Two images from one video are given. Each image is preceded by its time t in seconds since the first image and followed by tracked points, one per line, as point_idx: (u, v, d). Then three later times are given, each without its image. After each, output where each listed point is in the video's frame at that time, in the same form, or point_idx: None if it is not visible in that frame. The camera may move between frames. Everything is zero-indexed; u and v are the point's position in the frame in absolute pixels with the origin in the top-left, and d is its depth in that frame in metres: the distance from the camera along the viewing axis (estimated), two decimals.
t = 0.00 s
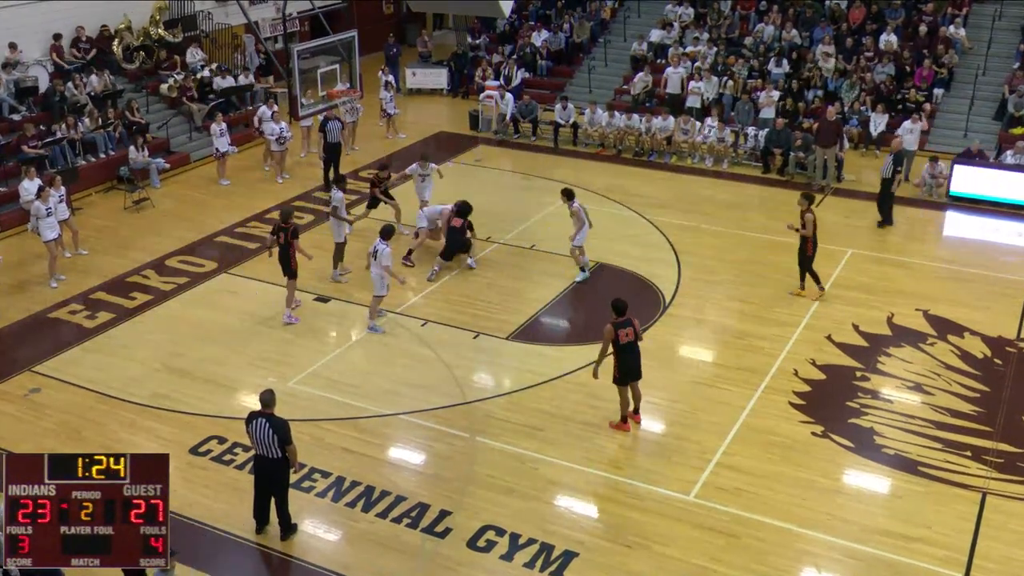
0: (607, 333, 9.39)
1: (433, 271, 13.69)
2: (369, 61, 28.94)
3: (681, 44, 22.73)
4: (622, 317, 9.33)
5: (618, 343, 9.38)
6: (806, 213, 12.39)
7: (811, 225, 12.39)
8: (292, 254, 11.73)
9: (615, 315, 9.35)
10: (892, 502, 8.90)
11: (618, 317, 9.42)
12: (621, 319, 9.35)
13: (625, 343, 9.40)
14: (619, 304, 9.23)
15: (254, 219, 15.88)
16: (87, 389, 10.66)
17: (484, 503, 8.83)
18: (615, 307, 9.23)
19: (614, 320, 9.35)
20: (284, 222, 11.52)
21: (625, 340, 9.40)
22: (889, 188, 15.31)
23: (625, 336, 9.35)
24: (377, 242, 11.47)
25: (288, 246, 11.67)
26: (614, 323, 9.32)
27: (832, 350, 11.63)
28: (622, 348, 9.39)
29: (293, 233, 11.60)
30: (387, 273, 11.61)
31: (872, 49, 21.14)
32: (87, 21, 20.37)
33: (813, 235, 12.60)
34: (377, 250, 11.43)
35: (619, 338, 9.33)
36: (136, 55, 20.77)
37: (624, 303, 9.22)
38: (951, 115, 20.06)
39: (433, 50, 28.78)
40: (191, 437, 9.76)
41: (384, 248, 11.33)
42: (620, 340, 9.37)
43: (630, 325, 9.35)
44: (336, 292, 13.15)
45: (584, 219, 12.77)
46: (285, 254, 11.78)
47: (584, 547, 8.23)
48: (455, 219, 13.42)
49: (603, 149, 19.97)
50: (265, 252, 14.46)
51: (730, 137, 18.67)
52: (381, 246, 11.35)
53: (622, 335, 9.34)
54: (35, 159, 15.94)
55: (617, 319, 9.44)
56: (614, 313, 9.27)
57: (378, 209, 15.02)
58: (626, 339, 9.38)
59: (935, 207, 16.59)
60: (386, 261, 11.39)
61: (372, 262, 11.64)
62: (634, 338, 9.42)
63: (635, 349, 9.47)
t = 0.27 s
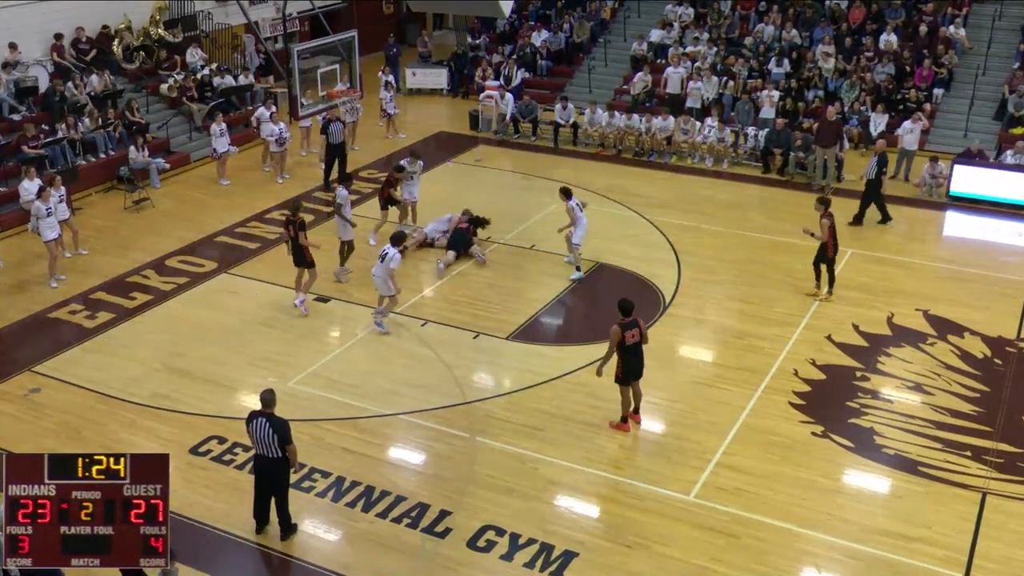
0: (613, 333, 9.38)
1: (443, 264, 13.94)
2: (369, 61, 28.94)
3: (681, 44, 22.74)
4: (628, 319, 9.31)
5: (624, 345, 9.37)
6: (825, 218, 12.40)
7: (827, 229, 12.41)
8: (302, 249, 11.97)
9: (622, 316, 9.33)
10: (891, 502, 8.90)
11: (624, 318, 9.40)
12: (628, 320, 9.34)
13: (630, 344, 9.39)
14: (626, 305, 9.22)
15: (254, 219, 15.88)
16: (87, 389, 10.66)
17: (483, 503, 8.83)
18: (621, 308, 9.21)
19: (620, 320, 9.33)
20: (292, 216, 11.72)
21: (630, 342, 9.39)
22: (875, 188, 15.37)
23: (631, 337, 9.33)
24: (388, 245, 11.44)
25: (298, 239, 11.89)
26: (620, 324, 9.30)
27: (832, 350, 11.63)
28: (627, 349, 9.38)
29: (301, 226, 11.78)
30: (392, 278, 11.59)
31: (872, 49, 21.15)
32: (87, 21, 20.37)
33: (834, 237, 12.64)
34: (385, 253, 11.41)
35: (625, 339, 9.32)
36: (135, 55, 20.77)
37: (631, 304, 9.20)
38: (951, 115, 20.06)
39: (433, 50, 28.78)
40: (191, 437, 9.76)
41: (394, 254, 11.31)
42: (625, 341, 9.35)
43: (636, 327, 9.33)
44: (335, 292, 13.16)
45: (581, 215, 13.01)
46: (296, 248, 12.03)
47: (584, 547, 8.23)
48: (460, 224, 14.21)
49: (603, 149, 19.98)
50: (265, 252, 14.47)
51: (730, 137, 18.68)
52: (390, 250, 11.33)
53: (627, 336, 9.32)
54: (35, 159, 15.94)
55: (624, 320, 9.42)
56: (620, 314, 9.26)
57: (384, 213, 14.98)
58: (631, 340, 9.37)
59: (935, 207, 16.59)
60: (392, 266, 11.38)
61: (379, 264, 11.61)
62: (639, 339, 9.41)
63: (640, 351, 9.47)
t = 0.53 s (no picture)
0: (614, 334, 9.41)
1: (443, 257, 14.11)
2: (369, 62, 28.94)
3: (681, 44, 22.74)
4: (629, 320, 9.35)
5: (625, 346, 9.39)
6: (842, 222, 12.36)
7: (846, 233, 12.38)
8: (314, 245, 12.05)
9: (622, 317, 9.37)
10: (891, 501, 8.90)
11: (625, 320, 9.42)
12: (629, 321, 9.37)
13: (632, 345, 9.40)
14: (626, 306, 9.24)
15: (254, 219, 15.88)
16: (87, 389, 10.66)
17: (483, 503, 8.82)
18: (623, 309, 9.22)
19: (621, 321, 9.36)
20: (303, 212, 11.84)
21: (632, 343, 9.40)
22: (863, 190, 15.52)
23: (632, 338, 9.36)
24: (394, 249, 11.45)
25: (309, 236, 11.96)
26: (620, 325, 9.34)
27: (832, 350, 11.63)
28: (629, 350, 9.40)
29: (311, 224, 11.87)
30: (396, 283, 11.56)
31: (872, 49, 21.16)
32: (87, 21, 20.37)
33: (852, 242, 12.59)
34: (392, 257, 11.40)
35: (625, 341, 9.35)
36: (135, 55, 20.77)
37: (633, 305, 9.20)
38: (951, 115, 20.05)
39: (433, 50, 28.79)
40: (191, 437, 9.76)
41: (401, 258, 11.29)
42: (626, 342, 9.38)
43: (637, 328, 9.36)
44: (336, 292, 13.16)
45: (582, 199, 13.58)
46: (307, 245, 12.10)
47: (584, 547, 8.23)
48: (460, 218, 14.28)
49: (603, 149, 19.98)
50: (265, 252, 14.47)
51: (730, 137, 18.68)
52: (397, 254, 11.34)
53: (628, 337, 9.36)
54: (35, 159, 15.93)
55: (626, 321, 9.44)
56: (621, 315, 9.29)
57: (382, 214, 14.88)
58: (633, 342, 9.38)
59: (935, 207, 16.60)
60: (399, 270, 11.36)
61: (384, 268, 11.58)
62: (641, 340, 9.42)
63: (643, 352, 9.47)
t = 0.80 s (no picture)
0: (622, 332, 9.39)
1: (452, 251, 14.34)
2: (369, 62, 28.93)
3: (681, 44, 22.74)
4: (639, 320, 9.29)
5: (631, 346, 9.39)
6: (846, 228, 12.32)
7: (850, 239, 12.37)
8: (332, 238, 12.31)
9: (633, 317, 9.33)
10: (891, 501, 8.90)
11: (635, 319, 9.38)
12: (639, 321, 9.32)
13: (638, 346, 9.39)
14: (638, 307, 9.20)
15: (254, 219, 15.88)
16: (87, 389, 10.66)
17: (483, 503, 8.82)
18: (633, 310, 9.18)
19: (631, 321, 9.33)
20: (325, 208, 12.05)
21: (638, 344, 9.38)
22: (849, 191, 15.34)
23: (638, 339, 9.33)
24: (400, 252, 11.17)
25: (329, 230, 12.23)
26: (629, 324, 9.31)
27: (832, 350, 11.63)
28: (635, 350, 9.40)
29: (331, 220, 12.09)
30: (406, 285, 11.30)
31: (872, 49, 21.16)
32: (87, 21, 20.37)
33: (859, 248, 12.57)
34: (399, 259, 11.13)
35: (632, 341, 9.33)
36: (135, 55, 20.78)
37: (644, 306, 9.15)
38: (951, 115, 20.06)
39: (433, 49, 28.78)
40: (191, 437, 9.76)
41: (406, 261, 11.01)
42: (633, 342, 9.36)
43: (645, 329, 9.32)
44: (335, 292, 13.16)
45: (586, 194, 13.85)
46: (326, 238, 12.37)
47: (584, 548, 8.23)
48: (465, 217, 14.39)
49: (603, 149, 19.98)
50: (265, 252, 14.47)
51: (730, 137, 18.68)
52: (403, 257, 11.04)
53: (634, 338, 9.34)
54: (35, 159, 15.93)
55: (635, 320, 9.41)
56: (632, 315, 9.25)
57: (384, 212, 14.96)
58: (639, 343, 9.37)
59: (935, 207, 16.60)
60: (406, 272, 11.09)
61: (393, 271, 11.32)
62: (648, 342, 9.39)
63: (648, 352, 9.46)
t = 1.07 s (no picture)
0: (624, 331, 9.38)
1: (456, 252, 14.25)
2: (369, 62, 28.93)
3: (681, 44, 22.75)
4: (642, 320, 9.28)
5: (632, 345, 9.38)
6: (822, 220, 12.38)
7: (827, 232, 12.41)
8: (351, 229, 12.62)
9: (635, 316, 9.33)
10: (892, 501, 8.90)
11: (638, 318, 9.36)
12: (642, 320, 9.30)
13: (640, 345, 9.38)
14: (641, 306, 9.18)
15: (254, 219, 15.89)
16: (87, 389, 10.66)
17: (484, 503, 8.82)
18: (636, 309, 9.17)
19: (633, 320, 9.32)
20: (348, 203, 12.53)
21: (639, 343, 9.37)
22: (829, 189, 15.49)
23: (640, 339, 9.32)
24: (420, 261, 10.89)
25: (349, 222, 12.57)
26: (631, 323, 9.31)
27: (832, 350, 11.63)
28: (636, 349, 9.40)
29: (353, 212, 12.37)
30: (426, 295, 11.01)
31: (872, 49, 21.16)
32: (87, 21, 20.38)
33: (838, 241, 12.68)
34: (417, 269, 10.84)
35: (634, 340, 9.32)
36: (135, 55, 20.78)
37: (647, 306, 9.14)
38: (951, 115, 20.07)
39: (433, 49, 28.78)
40: (191, 437, 9.76)
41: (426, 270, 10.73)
42: (635, 341, 9.36)
43: (647, 329, 9.30)
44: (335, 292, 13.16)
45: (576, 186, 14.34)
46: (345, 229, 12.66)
47: (584, 548, 8.23)
48: (467, 217, 14.35)
49: (603, 149, 19.98)
50: (265, 252, 14.47)
51: (730, 137, 18.68)
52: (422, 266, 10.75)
53: (636, 338, 9.33)
54: (35, 159, 15.93)
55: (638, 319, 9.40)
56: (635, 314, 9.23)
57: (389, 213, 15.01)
58: (640, 342, 9.36)
59: (935, 207, 16.60)
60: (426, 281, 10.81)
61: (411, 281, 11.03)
62: (651, 342, 9.37)
63: (650, 352, 9.45)
